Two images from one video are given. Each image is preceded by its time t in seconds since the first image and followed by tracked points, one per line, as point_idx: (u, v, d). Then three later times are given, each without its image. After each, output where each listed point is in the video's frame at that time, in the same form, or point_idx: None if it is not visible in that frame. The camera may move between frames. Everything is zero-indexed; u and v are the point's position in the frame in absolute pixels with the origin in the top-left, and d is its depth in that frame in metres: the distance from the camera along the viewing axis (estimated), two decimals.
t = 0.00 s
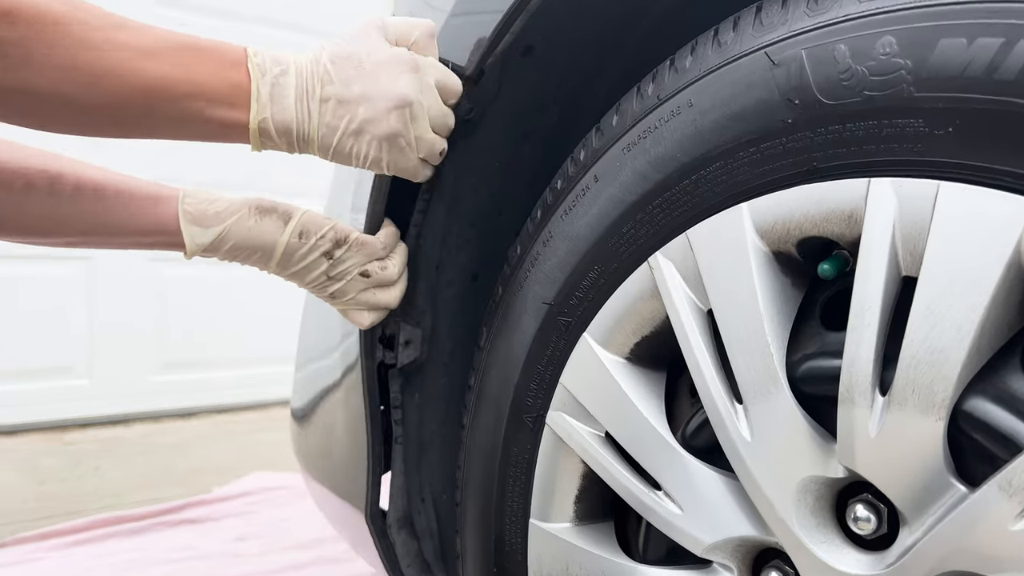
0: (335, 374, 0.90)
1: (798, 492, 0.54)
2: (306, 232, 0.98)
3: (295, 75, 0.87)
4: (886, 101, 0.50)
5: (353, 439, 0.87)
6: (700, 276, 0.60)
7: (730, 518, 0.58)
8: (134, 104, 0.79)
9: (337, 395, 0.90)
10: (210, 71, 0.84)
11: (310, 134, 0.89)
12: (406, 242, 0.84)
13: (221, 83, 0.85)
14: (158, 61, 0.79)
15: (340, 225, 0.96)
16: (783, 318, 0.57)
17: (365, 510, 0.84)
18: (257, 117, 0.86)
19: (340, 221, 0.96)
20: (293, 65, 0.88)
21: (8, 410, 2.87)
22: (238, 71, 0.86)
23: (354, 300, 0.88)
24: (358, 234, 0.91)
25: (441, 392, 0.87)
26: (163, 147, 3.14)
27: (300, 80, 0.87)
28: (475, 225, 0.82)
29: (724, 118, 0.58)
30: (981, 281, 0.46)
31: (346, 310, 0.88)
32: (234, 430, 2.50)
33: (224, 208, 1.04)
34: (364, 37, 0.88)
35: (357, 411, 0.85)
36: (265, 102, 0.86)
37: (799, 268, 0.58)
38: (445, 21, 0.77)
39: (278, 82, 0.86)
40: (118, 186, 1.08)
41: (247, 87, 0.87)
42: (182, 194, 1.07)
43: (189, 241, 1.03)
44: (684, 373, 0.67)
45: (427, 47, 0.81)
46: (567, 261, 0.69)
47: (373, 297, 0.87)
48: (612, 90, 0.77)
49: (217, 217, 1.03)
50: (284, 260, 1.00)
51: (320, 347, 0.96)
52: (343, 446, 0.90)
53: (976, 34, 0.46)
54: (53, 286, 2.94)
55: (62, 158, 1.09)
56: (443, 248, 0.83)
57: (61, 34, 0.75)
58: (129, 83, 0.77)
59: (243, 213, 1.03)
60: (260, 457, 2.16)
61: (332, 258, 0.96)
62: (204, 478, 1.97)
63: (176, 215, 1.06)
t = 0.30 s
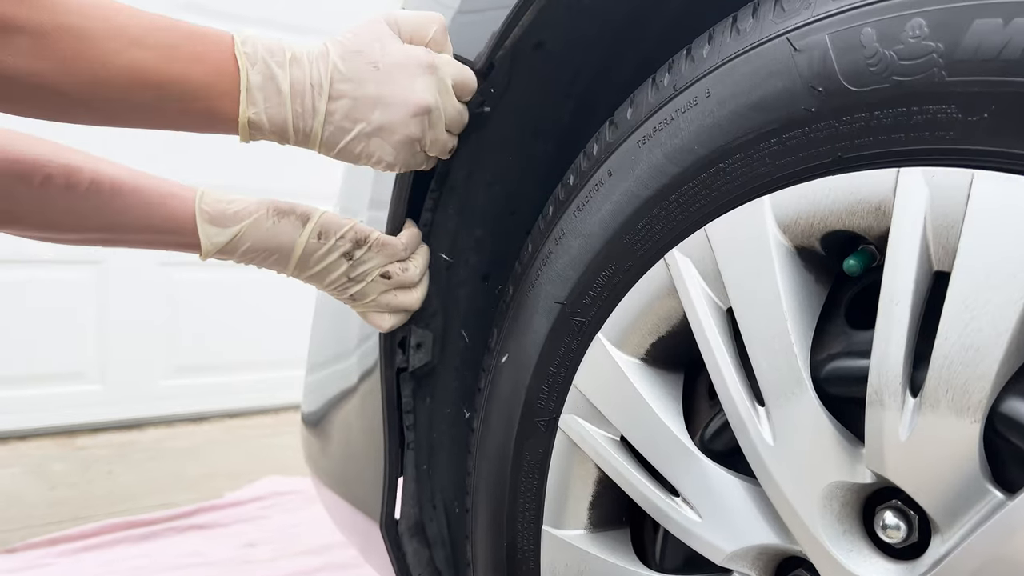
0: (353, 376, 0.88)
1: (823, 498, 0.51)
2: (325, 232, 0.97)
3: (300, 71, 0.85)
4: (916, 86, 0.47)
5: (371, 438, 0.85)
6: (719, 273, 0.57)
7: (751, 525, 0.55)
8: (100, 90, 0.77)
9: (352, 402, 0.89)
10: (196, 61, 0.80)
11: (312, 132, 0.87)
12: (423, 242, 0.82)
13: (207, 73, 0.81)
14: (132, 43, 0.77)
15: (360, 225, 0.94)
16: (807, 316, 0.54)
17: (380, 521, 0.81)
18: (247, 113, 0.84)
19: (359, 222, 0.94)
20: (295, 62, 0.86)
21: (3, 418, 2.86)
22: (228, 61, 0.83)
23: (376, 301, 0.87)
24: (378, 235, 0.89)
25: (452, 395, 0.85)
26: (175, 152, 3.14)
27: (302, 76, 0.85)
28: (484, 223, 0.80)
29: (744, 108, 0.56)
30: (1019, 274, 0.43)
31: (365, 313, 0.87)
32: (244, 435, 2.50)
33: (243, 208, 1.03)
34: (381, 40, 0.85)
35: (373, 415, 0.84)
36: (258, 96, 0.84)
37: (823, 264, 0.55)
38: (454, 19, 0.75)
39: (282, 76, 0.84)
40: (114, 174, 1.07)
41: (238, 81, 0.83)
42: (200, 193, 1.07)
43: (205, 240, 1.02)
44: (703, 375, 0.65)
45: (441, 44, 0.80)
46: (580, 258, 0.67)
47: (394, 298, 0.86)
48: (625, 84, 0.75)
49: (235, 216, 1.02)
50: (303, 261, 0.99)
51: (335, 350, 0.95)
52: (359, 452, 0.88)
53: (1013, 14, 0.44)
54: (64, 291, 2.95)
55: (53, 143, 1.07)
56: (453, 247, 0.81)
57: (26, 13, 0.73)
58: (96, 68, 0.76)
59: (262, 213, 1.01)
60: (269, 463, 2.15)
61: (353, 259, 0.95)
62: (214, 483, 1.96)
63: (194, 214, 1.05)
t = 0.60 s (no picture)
0: (365, 381, 0.88)
1: (849, 502, 0.51)
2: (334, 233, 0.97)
3: (325, 95, 0.83)
4: (943, 85, 0.47)
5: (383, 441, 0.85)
6: (742, 275, 0.57)
7: (775, 529, 0.55)
8: (112, 123, 0.72)
9: (365, 406, 0.88)
10: (215, 89, 0.76)
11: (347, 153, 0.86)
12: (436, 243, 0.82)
13: (228, 103, 0.77)
14: (149, 70, 0.72)
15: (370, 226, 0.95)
16: (832, 318, 0.54)
17: (395, 524, 0.82)
18: (272, 146, 0.81)
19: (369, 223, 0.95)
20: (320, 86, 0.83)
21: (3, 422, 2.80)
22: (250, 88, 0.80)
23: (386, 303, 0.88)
24: (390, 236, 0.90)
25: (469, 399, 0.84)
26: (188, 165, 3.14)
27: (331, 104, 0.83)
28: (502, 226, 0.80)
29: (766, 109, 0.56)
30: None
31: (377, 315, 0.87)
32: (258, 438, 2.51)
33: (254, 212, 1.03)
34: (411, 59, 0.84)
35: (387, 417, 0.83)
36: (286, 129, 0.82)
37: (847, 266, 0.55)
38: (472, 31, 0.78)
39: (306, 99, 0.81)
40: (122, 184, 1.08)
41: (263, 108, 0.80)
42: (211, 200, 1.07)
43: (216, 244, 1.02)
44: (725, 378, 0.65)
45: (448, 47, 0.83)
46: (600, 261, 0.67)
47: (404, 300, 0.87)
48: (644, 85, 0.75)
49: (245, 219, 1.02)
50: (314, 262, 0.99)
51: (350, 351, 0.94)
52: (372, 458, 0.88)
53: None
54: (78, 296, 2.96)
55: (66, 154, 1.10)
56: (471, 250, 0.81)
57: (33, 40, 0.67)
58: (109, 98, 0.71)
59: (274, 215, 1.01)
60: (284, 467, 2.16)
61: (363, 260, 0.95)
62: (229, 487, 1.97)
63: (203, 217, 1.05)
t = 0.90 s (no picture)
0: (383, 382, 0.88)
1: (871, 505, 0.50)
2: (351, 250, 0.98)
3: (410, 132, 0.77)
4: (965, 87, 0.47)
5: (400, 443, 0.85)
6: (762, 278, 0.57)
7: (795, 533, 0.54)
8: (206, 201, 0.67)
9: (384, 407, 0.88)
10: (299, 147, 0.70)
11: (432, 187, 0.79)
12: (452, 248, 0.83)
13: (315, 160, 0.71)
14: (226, 138, 0.67)
15: (384, 240, 0.95)
16: (853, 321, 0.54)
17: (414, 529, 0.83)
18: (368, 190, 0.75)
19: (383, 237, 0.95)
20: (404, 122, 0.77)
21: None
22: (330, 137, 0.74)
23: (406, 312, 0.85)
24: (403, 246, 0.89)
25: (485, 402, 0.84)
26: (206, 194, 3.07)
27: (418, 142, 0.78)
28: (519, 230, 0.80)
29: (786, 111, 0.56)
30: None
31: (398, 324, 0.85)
32: (271, 441, 2.52)
33: (268, 234, 1.04)
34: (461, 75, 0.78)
35: (405, 419, 0.83)
36: (378, 172, 0.76)
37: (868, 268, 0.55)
38: (483, 29, 0.74)
39: (394, 139, 0.76)
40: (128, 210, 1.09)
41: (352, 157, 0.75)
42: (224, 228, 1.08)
43: (236, 271, 1.04)
44: (744, 381, 0.65)
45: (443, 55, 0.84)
46: (618, 264, 0.67)
47: (424, 307, 0.84)
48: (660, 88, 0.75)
49: (262, 244, 1.03)
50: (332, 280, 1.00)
51: (370, 354, 0.94)
52: (390, 461, 0.88)
53: None
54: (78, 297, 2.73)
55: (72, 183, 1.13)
56: (486, 254, 0.81)
57: (111, 131, 0.62)
58: (198, 174, 0.65)
59: (288, 236, 1.02)
60: (297, 471, 2.16)
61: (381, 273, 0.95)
62: (242, 490, 1.98)
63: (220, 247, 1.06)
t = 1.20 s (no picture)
0: (392, 388, 0.88)
1: (882, 507, 0.50)
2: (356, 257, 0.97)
3: (431, 155, 0.78)
4: (975, 88, 0.47)
5: (409, 448, 0.86)
6: (772, 279, 0.57)
7: (806, 534, 0.54)
8: (259, 278, 0.67)
9: (393, 412, 0.89)
10: (330, 202, 0.70)
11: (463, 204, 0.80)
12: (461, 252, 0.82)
13: (348, 212, 0.71)
14: (254, 219, 0.66)
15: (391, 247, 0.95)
16: (863, 322, 0.54)
17: (421, 532, 0.83)
18: (407, 223, 0.76)
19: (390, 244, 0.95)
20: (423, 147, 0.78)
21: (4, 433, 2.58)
22: (357, 186, 0.74)
23: (411, 318, 0.84)
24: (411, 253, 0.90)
25: (493, 404, 0.85)
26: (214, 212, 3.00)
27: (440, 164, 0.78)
28: (527, 232, 0.80)
29: (796, 113, 0.56)
30: None
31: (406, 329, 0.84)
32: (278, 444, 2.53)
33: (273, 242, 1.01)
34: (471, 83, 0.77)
35: (415, 423, 0.84)
36: (411, 205, 0.76)
37: (878, 269, 0.55)
38: (490, 34, 0.74)
39: (417, 166, 0.77)
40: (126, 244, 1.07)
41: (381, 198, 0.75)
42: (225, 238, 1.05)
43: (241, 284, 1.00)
44: (754, 383, 0.65)
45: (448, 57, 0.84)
46: (627, 265, 0.67)
47: (429, 313, 0.83)
48: (668, 90, 0.75)
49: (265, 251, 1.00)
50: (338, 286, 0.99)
51: (380, 359, 0.94)
52: (398, 464, 0.89)
53: None
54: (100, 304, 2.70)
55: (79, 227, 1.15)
56: (495, 256, 0.81)
57: (149, 244, 0.63)
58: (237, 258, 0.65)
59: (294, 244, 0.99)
60: (306, 474, 2.16)
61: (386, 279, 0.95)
62: (250, 493, 1.99)
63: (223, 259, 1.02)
